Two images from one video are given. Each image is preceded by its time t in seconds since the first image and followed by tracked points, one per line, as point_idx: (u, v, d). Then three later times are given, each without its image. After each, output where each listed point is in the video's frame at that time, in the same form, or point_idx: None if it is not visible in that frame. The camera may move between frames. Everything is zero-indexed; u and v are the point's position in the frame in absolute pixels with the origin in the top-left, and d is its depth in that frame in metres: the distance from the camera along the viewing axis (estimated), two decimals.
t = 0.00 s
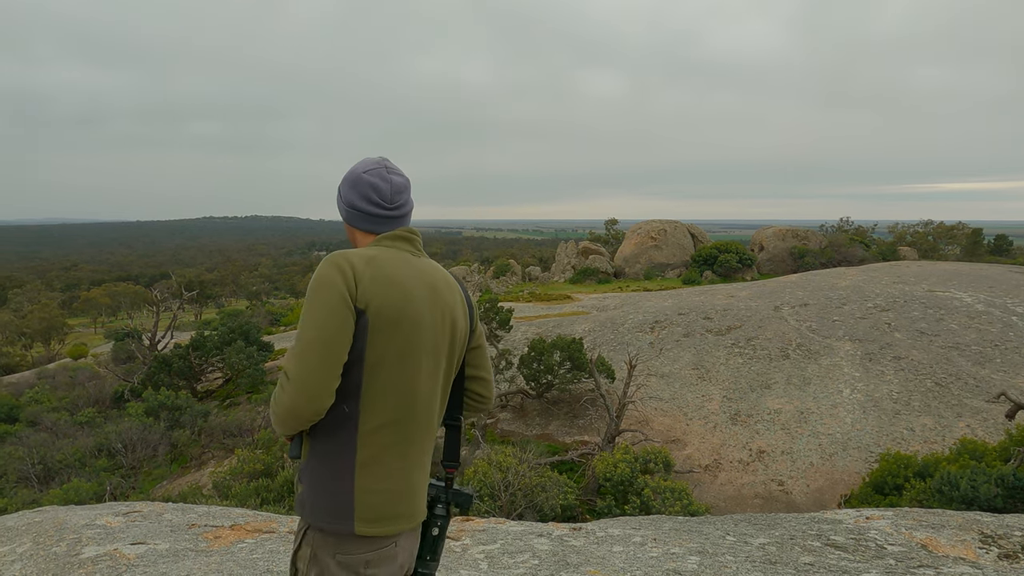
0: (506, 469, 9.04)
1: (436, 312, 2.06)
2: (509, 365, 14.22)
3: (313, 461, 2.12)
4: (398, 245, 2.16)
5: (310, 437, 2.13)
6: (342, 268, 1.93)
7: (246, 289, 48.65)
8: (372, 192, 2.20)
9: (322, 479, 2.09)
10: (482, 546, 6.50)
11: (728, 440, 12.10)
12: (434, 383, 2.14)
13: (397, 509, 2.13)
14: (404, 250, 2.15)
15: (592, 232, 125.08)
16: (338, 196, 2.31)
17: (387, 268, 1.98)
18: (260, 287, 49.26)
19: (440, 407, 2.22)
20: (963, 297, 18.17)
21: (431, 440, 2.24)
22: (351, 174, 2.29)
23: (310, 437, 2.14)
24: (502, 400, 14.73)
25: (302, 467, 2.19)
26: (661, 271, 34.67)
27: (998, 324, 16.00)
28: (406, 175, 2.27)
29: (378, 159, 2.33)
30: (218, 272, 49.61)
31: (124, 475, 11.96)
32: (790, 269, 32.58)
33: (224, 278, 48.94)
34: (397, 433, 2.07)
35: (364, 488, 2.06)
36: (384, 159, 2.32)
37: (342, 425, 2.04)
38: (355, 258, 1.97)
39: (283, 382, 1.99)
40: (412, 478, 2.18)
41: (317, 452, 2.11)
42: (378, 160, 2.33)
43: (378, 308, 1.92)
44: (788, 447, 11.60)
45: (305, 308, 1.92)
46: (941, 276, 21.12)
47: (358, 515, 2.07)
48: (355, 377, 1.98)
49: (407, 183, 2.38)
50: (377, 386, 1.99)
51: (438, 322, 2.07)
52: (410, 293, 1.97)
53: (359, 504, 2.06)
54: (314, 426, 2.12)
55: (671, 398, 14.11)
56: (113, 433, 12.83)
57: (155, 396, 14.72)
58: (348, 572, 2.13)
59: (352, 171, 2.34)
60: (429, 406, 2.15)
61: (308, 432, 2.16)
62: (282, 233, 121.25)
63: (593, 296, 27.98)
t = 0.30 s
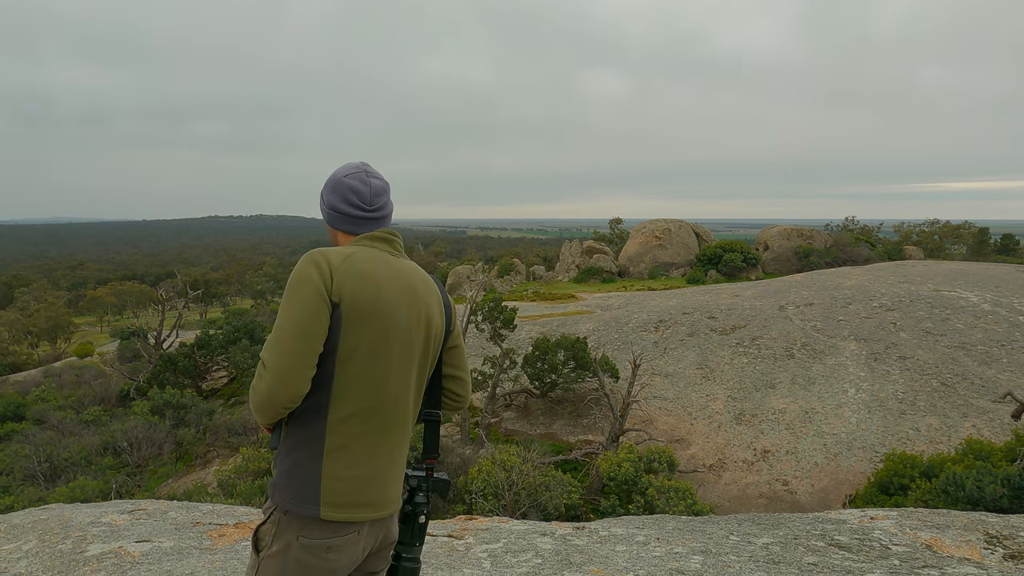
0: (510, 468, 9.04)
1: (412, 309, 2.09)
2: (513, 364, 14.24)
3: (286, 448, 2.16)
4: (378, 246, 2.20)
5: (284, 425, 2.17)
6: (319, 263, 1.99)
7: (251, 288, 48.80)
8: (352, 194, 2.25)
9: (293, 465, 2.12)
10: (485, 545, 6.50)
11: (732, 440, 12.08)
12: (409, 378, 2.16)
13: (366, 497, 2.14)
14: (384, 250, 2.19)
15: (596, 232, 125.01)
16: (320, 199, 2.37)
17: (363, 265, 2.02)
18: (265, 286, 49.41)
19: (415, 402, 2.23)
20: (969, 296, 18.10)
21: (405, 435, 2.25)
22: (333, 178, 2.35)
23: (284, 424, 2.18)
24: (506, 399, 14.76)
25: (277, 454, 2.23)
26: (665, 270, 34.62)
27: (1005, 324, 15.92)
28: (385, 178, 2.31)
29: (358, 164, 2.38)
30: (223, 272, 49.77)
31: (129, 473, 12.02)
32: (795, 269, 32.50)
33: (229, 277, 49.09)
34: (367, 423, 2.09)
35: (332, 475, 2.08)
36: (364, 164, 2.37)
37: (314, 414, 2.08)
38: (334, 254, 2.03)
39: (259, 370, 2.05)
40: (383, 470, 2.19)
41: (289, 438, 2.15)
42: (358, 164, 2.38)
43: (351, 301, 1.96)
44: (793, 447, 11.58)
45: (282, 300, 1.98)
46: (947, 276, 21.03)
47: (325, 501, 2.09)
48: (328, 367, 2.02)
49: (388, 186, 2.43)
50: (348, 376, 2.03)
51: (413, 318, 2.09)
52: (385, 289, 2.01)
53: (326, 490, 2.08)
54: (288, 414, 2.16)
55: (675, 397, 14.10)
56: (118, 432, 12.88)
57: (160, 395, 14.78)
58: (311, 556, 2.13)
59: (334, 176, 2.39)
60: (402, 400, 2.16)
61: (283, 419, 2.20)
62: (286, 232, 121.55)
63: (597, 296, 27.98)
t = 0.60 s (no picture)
0: (513, 467, 9.05)
1: (383, 309, 2.08)
2: (517, 363, 14.26)
3: (263, 446, 2.20)
4: (352, 248, 2.21)
5: (261, 424, 2.21)
6: (288, 267, 2.01)
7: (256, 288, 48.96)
8: (328, 194, 2.28)
9: (269, 462, 2.16)
10: (488, 544, 6.52)
11: (736, 439, 12.06)
12: (384, 376, 2.16)
13: (342, 493, 2.15)
14: (358, 252, 2.19)
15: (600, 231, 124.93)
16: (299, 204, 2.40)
17: (332, 267, 2.03)
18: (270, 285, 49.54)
19: (390, 401, 2.23)
20: (975, 296, 18.02)
21: (382, 433, 2.25)
22: (310, 182, 2.37)
23: (261, 424, 2.22)
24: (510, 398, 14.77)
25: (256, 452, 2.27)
26: (670, 269, 34.57)
27: (1011, 324, 15.85)
28: (361, 177, 2.34)
29: (334, 168, 2.41)
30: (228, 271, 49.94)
31: (135, 471, 12.09)
32: (799, 268, 32.45)
33: (234, 276, 49.28)
34: (339, 421, 2.10)
35: (306, 472, 2.11)
36: (340, 167, 2.40)
37: (287, 413, 2.10)
38: (304, 258, 2.05)
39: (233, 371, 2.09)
40: (359, 468, 2.19)
41: (265, 436, 2.18)
42: (334, 168, 2.41)
43: (318, 303, 1.97)
44: (797, 447, 11.55)
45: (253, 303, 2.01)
46: (954, 276, 20.94)
47: (299, 498, 2.11)
48: (299, 368, 2.04)
49: (365, 189, 2.46)
50: (317, 376, 2.04)
51: (385, 318, 2.09)
52: (353, 290, 2.01)
53: (300, 486, 2.11)
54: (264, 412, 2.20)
55: (679, 397, 14.08)
56: (124, 430, 12.95)
57: (165, 394, 14.85)
58: (289, 550, 2.16)
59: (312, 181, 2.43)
60: (376, 399, 2.16)
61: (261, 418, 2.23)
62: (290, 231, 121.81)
63: (601, 295, 27.96)
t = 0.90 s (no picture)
0: (519, 466, 9.06)
1: (341, 317, 2.09)
2: (522, 362, 14.25)
3: (237, 456, 2.25)
4: (310, 254, 2.20)
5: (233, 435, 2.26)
6: (240, 284, 2.03)
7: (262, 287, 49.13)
8: (290, 196, 2.29)
9: (242, 471, 2.22)
10: (492, 544, 6.52)
11: (742, 439, 12.02)
12: (348, 382, 2.17)
13: (315, 498, 2.19)
14: (315, 258, 2.18)
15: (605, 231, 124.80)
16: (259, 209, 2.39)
17: (284, 279, 2.04)
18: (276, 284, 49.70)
19: (358, 404, 2.25)
20: (984, 296, 17.92)
21: (351, 437, 2.28)
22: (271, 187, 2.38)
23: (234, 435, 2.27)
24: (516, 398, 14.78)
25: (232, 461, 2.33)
26: (676, 269, 34.50)
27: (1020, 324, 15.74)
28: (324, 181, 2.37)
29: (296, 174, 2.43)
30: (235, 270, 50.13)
31: (142, 469, 12.15)
32: (806, 267, 32.35)
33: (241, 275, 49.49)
34: (305, 429, 2.14)
35: (277, 480, 2.16)
36: (301, 172, 2.42)
37: (254, 424, 2.14)
38: (256, 273, 2.06)
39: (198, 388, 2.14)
40: (331, 472, 2.23)
41: (237, 447, 2.23)
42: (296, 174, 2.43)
43: (271, 318, 1.99)
44: (804, 447, 11.50)
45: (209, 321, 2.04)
46: (962, 275, 20.82)
47: (273, 506, 2.17)
48: (261, 380, 2.07)
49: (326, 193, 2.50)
50: (279, 387, 2.07)
51: (343, 325, 2.09)
52: (305, 302, 2.02)
53: (272, 494, 2.16)
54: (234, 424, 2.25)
55: (685, 397, 14.04)
56: (130, 428, 13.02)
57: (171, 392, 14.91)
58: (268, 551, 2.20)
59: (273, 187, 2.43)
60: (342, 404, 2.18)
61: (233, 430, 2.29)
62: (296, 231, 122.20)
63: (607, 295, 27.93)
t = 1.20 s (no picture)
0: (526, 466, 9.07)
1: (287, 328, 2.12)
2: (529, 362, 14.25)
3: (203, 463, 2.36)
4: (256, 266, 2.23)
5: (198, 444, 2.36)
6: (186, 304, 2.08)
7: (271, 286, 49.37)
8: (231, 208, 2.32)
9: (209, 479, 2.32)
10: (499, 544, 6.52)
11: (751, 440, 11.97)
12: (301, 390, 2.23)
13: (278, 500, 2.30)
14: (261, 270, 2.21)
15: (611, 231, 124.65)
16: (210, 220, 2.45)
17: (228, 297, 2.07)
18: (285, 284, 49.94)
19: (314, 410, 2.32)
20: (996, 297, 17.77)
21: (309, 441, 2.35)
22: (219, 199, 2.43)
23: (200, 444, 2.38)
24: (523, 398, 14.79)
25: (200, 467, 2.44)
26: (684, 269, 34.41)
27: None
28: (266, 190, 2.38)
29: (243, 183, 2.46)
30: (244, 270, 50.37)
31: (151, 468, 12.23)
32: (816, 268, 32.21)
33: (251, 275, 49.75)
34: (262, 438, 2.22)
35: (240, 487, 2.26)
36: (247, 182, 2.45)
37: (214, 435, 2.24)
38: (201, 293, 2.10)
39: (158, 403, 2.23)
40: (291, 475, 2.31)
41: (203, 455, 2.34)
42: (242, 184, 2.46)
43: (217, 336, 2.05)
44: (814, 449, 11.44)
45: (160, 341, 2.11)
46: (973, 276, 20.68)
47: (237, 511, 2.27)
48: (216, 394, 2.15)
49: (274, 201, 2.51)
50: (233, 401, 2.15)
51: (291, 335, 2.13)
52: (249, 318, 2.06)
53: (237, 500, 2.27)
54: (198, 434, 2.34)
55: (693, 397, 14.00)
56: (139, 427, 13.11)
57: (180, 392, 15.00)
58: (232, 550, 2.32)
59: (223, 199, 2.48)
60: (297, 412, 2.25)
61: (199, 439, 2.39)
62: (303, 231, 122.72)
63: (615, 295, 27.90)
